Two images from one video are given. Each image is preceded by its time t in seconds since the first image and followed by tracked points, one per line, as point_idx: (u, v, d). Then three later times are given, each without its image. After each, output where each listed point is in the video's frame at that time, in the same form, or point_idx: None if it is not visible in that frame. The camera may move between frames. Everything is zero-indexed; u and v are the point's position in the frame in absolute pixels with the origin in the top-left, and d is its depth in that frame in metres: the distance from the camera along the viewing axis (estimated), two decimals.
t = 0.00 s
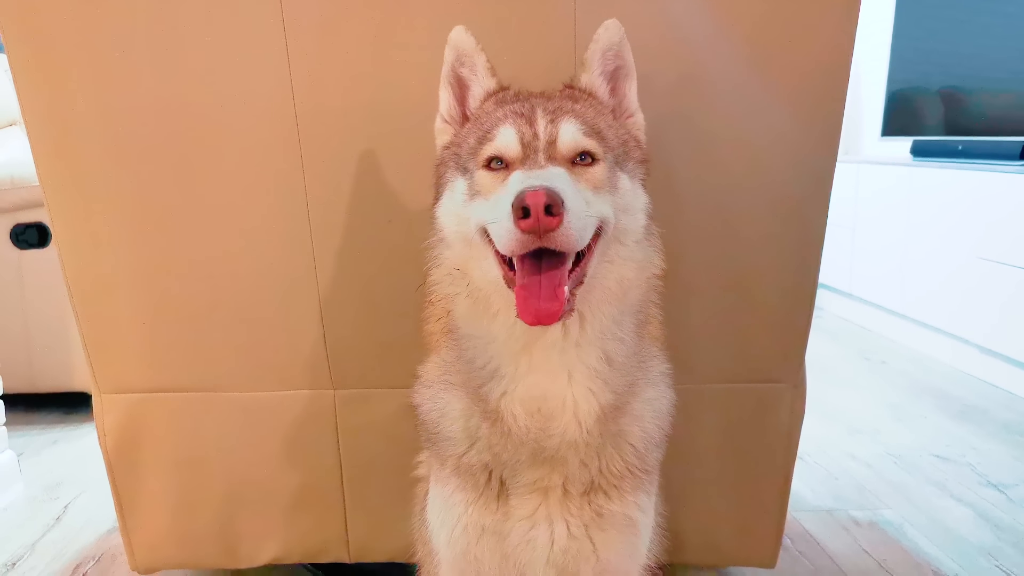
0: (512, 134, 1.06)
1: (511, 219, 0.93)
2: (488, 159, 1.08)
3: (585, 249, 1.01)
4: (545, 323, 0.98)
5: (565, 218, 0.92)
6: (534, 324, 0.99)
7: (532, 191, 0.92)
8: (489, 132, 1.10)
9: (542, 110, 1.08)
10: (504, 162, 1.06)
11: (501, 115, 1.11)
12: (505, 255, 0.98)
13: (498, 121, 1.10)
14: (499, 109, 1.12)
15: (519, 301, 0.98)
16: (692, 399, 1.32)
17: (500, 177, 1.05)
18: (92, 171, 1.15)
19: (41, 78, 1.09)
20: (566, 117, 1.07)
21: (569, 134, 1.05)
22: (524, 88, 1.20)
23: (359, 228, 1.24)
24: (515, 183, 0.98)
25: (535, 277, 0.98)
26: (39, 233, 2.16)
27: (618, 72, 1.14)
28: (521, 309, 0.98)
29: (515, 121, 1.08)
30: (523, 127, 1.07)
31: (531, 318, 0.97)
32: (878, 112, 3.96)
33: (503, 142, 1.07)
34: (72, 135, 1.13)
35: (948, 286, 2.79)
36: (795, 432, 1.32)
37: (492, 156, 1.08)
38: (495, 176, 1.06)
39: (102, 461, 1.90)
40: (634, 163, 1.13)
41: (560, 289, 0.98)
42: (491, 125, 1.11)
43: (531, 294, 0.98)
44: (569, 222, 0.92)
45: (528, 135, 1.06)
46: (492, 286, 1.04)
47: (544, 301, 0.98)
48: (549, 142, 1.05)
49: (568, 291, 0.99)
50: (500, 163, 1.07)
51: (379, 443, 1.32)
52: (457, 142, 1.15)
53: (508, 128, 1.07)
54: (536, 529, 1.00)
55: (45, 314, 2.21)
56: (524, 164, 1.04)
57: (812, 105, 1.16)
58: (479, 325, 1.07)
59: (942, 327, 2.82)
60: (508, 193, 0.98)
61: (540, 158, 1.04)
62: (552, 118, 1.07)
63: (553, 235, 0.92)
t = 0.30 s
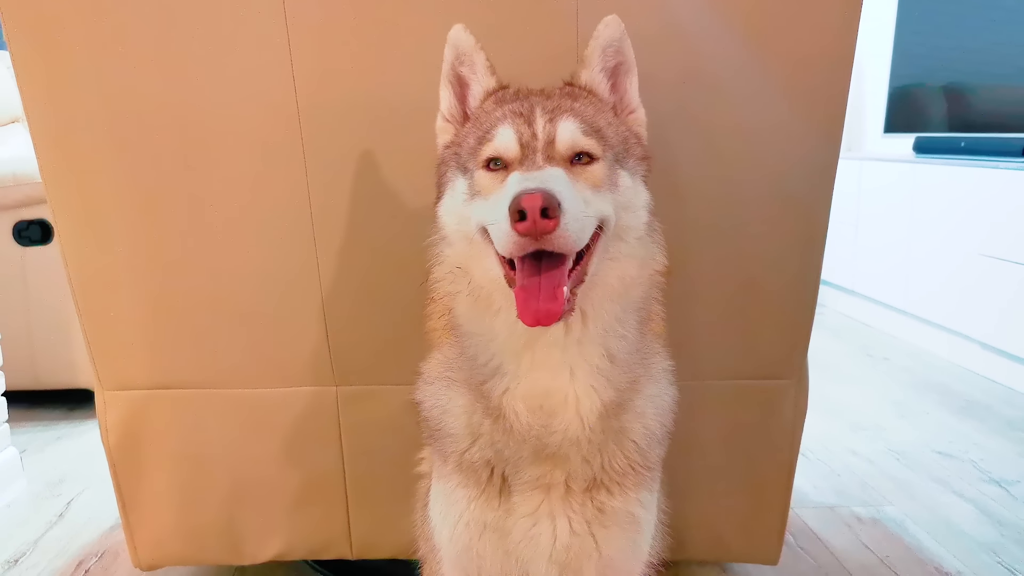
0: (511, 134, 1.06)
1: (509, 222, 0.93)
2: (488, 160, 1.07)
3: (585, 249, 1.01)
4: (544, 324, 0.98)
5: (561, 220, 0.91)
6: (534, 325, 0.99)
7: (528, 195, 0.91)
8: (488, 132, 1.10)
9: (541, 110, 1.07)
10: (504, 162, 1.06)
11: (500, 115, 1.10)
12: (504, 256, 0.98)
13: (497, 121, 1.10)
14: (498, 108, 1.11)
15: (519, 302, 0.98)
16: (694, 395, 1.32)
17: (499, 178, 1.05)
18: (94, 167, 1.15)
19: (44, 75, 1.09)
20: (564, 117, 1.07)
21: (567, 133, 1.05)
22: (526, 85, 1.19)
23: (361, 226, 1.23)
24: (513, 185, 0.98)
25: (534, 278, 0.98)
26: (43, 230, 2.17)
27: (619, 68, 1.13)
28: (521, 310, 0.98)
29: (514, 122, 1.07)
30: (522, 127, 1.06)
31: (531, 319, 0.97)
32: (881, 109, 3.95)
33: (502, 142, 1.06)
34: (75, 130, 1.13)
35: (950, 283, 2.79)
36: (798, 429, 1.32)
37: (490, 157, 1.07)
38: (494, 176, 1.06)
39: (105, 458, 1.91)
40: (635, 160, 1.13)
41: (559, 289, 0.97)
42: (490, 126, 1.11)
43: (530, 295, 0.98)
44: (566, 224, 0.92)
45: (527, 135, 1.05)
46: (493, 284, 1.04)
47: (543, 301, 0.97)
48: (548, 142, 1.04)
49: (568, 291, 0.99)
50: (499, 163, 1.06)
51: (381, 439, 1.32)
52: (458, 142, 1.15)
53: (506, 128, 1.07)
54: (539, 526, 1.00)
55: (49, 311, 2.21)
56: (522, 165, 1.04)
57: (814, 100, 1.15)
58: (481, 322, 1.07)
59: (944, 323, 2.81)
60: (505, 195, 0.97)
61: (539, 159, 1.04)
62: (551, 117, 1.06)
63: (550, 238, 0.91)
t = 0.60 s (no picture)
0: (510, 134, 1.06)
1: (504, 224, 0.93)
2: (488, 160, 1.08)
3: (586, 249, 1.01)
4: (543, 325, 0.97)
5: (555, 221, 0.91)
6: (533, 327, 0.98)
7: (521, 197, 0.90)
8: (488, 132, 1.10)
9: (541, 109, 1.07)
10: (503, 163, 1.06)
11: (501, 114, 1.10)
12: (503, 257, 0.98)
13: (497, 121, 1.10)
14: (500, 108, 1.11)
15: (518, 303, 0.97)
16: (701, 393, 1.31)
17: (498, 179, 1.05)
18: (100, 165, 1.15)
19: (50, 74, 1.09)
20: (563, 115, 1.06)
21: (565, 133, 1.04)
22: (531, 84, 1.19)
23: (365, 224, 1.23)
24: (509, 186, 0.97)
25: (533, 278, 0.98)
26: (50, 228, 2.17)
27: (622, 65, 1.13)
28: (520, 311, 0.97)
29: (514, 122, 1.07)
30: (522, 127, 1.06)
31: (529, 320, 0.96)
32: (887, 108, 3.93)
33: (501, 142, 1.07)
34: (81, 128, 1.13)
35: (956, 282, 2.78)
36: (805, 427, 1.31)
37: (490, 157, 1.08)
38: (494, 176, 1.06)
39: (111, 457, 1.91)
40: (638, 158, 1.12)
41: (558, 289, 0.97)
42: (491, 126, 1.11)
43: (528, 295, 0.97)
44: (561, 225, 0.91)
45: (525, 135, 1.05)
46: (497, 283, 1.04)
47: (542, 301, 0.97)
48: (546, 142, 1.04)
49: (567, 292, 0.98)
50: (499, 163, 1.07)
51: (387, 438, 1.32)
52: (460, 142, 1.15)
53: (506, 129, 1.07)
54: (545, 524, 1.00)
55: (55, 311, 2.22)
56: (521, 165, 1.04)
57: (820, 98, 1.15)
58: (485, 321, 1.06)
59: (950, 322, 2.81)
60: (502, 196, 0.97)
61: (537, 159, 1.04)
62: (550, 117, 1.06)
63: (544, 240, 0.91)
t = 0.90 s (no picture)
0: (510, 134, 1.06)
1: (503, 225, 0.93)
2: (487, 160, 1.08)
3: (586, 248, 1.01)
4: (542, 325, 0.97)
5: (554, 221, 0.90)
6: (532, 327, 0.98)
7: (519, 197, 0.90)
8: (489, 132, 1.10)
9: (541, 109, 1.07)
10: (503, 162, 1.06)
11: (502, 114, 1.10)
12: (503, 257, 0.98)
13: (498, 121, 1.10)
14: (500, 108, 1.11)
15: (518, 303, 0.97)
16: (703, 393, 1.31)
17: (498, 179, 1.05)
18: (103, 165, 1.15)
19: (52, 74, 1.09)
20: (563, 115, 1.06)
21: (565, 132, 1.04)
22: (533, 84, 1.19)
23: (367, 224, 1.24)
24: (508, 186, 0.97)
25: (532, 278, 0.98)
26: (51, 228, 2.18)
27: (623, 65, 1.13)
28: (519, 311, 0.97)
29: (514, 122, 1.08)
30: (522, 127, 1.06)
31: (528, 320, 0.96)
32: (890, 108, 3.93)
33: (501, 142, 1.07)
34: (83, 127, 1.13)
35: (957, 281, 2.78)
36: (807, 427, 1.31)
37: (490, 157, 1.08)
38: (494, 176, 1.06)
39: (113, 456, 1.91)
40: (638, 158, 1.12)
41: (557, 289, 0.97)
42: (491, 126, 1.11)
43: (527, 295, 0.97)
44: (559, 226, 0.91)
45: (525, 135, 1.06)
46: (498, 282, 1.04)
47: (541, 301, 0.96)
48: (546, 142, 1.04)
49: (566, 292, 0.98)
50: (499, 163, 1.07)
51: (388, 437, 1.32)
52: (461, 142, 1.15)
53: (506, 128, 1.07)
54: (546, 523, 1.00)
55: (57, 310, 2.22)
56: (520, 165, 1.04)
57: (822, 97, 1.15)
58: (486, 320, 1.06)
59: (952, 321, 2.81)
60: (501, 196, 0.97)
61: (536, 159, 1.04)
62: (550, 116, 1.06)
63: (542, 240, 0.91)
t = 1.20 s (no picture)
0: (511, 134, 1.06)
1: (502, 225, 0.93)
2: (487, 159, 1.08)
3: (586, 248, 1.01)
4: (541, 325, 0.96)
5: (553, 222, 0.90)
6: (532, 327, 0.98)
7: (518, 198, 0.90)
8: (489, 132, 1.10)
9: (542, 109, 1.07)
10: (503, 162, 1.06)
11: (502, 114, 1.10)
12: (502, 257, 0.98)
13: (498, 120, 1.10)
14: (501, 107, 1.11)
15: (517, 303, 0.97)
16: (704, 392, 1.31)
17: (498, 179, 1.05)
18: (104, 163, 1.15)
19: (53, 72, 1.09)
20: (563, 114, 1.06)
21: (565, 132, 1.04)
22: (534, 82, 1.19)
23: (368, 222, 1.23)
24: (508, 186, 0.97)
25: (531, 279, 0.98)
26: (53, 225, 2.18)
27: (625, 63, 1.12)
28: (519, 312, 0.96)
29: (514, 121, 1.07)
30: (522, 127, 1.06)
31: (528, 321, 0.96)
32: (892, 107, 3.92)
33: (501, 142, 1.06)
34: (85, 125, 1.13)
35: (958, 281, 2.78)
36: (809, 426, 1.31)
37: (490, 157, 1.08)
38: (494, 176, 1.06)
39: (114, 454, 1.91)
40: (639, 157, 1.12)
41: (557, 290, 0.97)
42: (492, 125, 1.11)
43: (527, 296, 0.97)
44: (558, 227, 0.91)
45: (526, 135, 1.05)
46: (498, 282, 1.04)
47: (540, 302, 0.96)
48: (546, 142, 1.04)
49: (565, 292, 0.98)
50: (499, 163, 1.07)
51: (390, 435, 1.32)
52: (462, 141, 1.15)
53: (506, 128, 1.07)
54: (547, 521, 1.00)
55: (58, 307, 2.22)
56: (520, 165, 1.04)
57: (824, 96, 1.15)
58: (487, 319, 1.06)
59: (953, 320, 2.81)
60: (501, 197, 0.97)
61: (536, 159, 1.03)
62: (550, 116, 1.06)
63: (541, 241, 0.91)
